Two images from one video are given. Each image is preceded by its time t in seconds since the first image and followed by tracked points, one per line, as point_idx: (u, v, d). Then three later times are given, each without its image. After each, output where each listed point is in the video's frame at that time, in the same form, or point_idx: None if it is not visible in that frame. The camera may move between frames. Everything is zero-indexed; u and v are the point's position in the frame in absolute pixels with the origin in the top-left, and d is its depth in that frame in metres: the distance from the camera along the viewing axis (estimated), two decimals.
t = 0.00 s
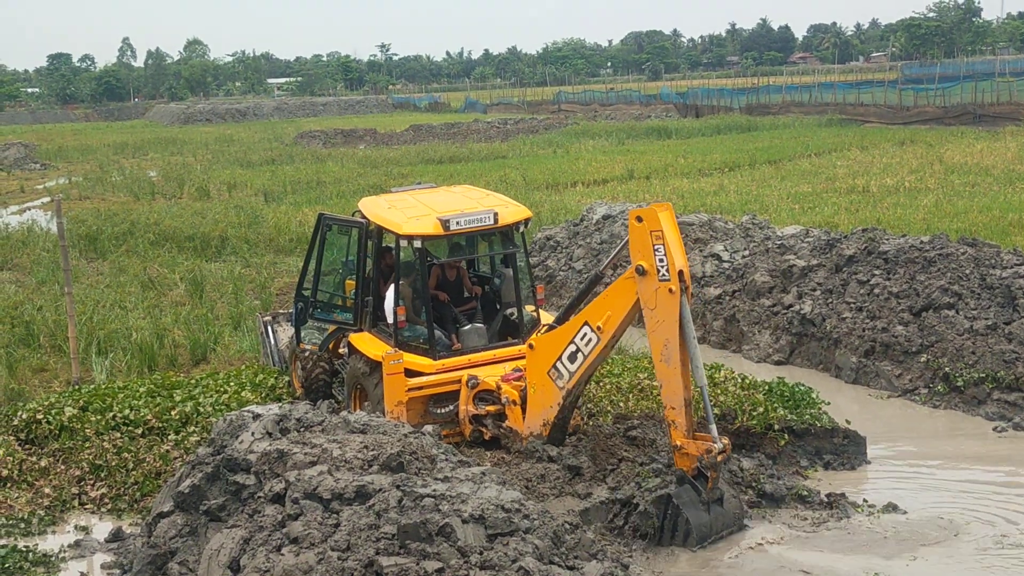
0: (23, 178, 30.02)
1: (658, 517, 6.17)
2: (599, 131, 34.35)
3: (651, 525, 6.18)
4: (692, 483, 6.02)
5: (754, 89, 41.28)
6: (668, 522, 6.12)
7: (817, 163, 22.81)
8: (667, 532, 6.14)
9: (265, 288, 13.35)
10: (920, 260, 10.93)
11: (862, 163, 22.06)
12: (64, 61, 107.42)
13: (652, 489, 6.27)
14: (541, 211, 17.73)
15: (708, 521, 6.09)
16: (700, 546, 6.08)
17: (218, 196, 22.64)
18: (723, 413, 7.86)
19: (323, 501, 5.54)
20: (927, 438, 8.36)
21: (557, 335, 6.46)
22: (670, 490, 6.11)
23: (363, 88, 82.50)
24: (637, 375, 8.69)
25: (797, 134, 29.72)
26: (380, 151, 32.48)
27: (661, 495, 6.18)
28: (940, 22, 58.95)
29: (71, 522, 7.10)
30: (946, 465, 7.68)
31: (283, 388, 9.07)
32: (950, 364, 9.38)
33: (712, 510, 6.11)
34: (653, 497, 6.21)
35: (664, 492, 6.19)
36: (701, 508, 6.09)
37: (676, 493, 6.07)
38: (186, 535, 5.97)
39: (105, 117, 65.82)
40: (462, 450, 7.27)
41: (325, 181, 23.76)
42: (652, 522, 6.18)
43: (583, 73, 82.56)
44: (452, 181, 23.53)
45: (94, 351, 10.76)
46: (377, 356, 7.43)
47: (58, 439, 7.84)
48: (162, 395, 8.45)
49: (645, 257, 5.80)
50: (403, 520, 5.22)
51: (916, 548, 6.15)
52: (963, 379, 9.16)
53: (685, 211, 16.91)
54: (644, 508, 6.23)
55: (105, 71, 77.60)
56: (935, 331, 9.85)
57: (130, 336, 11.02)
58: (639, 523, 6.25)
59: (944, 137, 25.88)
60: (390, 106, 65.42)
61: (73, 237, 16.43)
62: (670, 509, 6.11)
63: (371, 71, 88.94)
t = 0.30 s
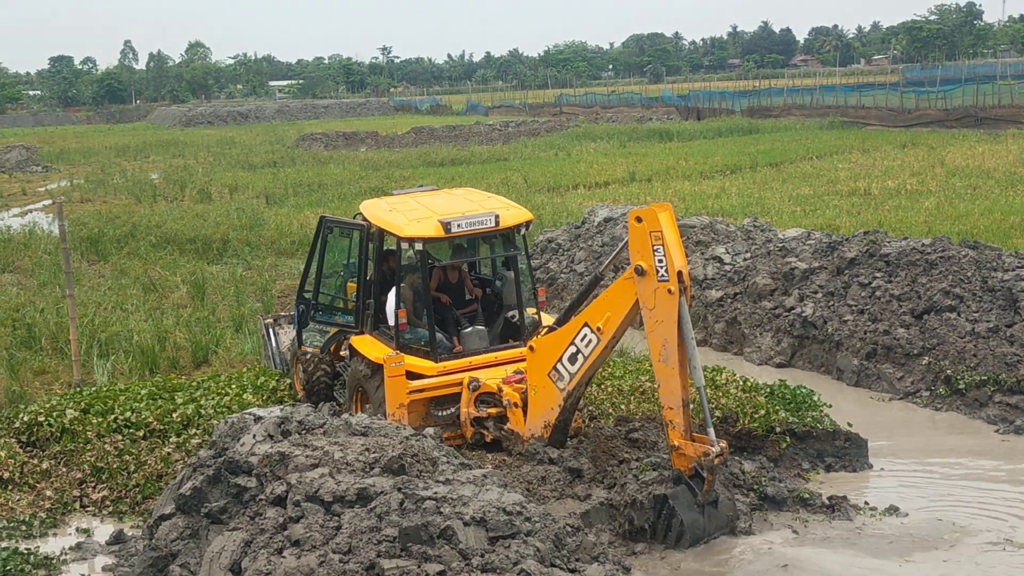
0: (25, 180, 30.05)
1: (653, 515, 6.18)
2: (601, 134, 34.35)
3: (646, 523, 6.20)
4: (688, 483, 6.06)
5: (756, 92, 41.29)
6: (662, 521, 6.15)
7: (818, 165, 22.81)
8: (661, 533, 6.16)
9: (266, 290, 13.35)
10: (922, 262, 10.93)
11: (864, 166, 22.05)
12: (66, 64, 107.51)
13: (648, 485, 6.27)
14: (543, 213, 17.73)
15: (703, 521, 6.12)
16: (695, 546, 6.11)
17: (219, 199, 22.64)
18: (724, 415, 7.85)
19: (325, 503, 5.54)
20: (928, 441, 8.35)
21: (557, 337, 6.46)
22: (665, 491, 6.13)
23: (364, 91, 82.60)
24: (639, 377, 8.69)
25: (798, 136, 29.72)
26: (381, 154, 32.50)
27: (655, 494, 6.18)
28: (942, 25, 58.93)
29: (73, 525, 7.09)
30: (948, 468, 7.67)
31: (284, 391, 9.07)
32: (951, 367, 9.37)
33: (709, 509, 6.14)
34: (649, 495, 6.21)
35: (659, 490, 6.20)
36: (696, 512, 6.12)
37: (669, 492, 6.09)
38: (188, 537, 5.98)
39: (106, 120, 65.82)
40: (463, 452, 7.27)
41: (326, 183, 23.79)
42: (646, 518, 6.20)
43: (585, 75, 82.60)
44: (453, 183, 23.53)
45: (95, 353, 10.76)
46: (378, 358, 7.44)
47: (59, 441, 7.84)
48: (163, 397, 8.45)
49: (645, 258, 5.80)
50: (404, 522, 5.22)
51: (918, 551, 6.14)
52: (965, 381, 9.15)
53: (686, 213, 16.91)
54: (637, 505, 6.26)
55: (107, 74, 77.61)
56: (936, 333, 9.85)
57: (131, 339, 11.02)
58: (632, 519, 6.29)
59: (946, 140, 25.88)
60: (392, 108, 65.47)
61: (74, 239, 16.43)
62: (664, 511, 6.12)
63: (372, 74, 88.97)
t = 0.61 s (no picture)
0: (27, 182, 30.10)
1: (648, 513, 6.16)
2: (602, 136, 34.37)
3: (639, 521, 6.19)
4: (688, 487, 6.06)
5: (757, 94, 41.29)
6: (655, 523, 6.15)
7: (820, 167, 22.83)
8: (654, 532, 6.19)
9: (268, 292, 13.36)
10: (923, 264, 10.92)
11: (866, 168, 22.04)
12: (67, 66, 107.67)
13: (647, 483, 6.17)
14: (544, 215, 17.75)
15: (696, 526, 6.17)
16: (690, 550, 6.16)
17: (221, 200, 22.67)
18: (725, 418, 7.81)
19: (326, 505, 5.53)
20: (930, 443, 8.33)
21: (559, 339, 6.45)
22: (666, 494, 6.11)
23: (366, 93, 82.77)
24: (640, 380, 8.68)
25: (799, 138, 29.72)
26: (383, 156, 32.54)
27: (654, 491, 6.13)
28: (943, 27, 58.98)
29: (74, 527, 7.09)
30: (950, 470, 7.67)
31: (286, 392, 9.07)
32: (953, 369, 9.36)
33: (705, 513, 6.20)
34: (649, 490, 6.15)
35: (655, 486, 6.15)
36: (696, 515, 6.14)
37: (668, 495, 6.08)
38: (189, 539, 5.99)
39: (108, 122, 65.92)
40: (465, 454, 7.26)
41: (327, 185, 23.82)
42: (640, 513, 6.17)
43: (586, 77, 82.65)
44: (455, 185, 23.55)
45: (97, 355, 10.77)
46: (380, 360, 7.44)
47: (61, 443, 7.84)
48: (165, 399, 8.46)
49: (648, 261, 5.79)
50: (406, 524, 5.22)
51: (921, 554, 6.12)
52: (966, 383, 9.14)
53: (688, 215, 16.92)
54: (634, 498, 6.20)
55: (109, 75, 77.73)
56: (938, 335, 9.85)
57: (132, 340, 11.03)
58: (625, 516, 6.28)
59: (947, 142, 25.90)
60: (394, 110, 65.53)
61: (76, 241, 16.46)
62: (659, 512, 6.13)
63: (374, 76, 89.07)
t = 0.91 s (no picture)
0: (29, 183, 30.12)
1: (641, 506, 6.15)
2: (604, 137, 34.36)
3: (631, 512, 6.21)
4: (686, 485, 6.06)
5: (758, 95, 41.28)
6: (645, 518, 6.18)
7: (821, 168, 22.82)
8: (641, 526, 6.21)
9: (269, 293, 13.37)
10: (925, 265, 10.91)
11: (867, 169, 22.02)
12: (69, 68, 107.81)
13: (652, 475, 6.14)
14: (545, 216, 17.75)
15: (686, 527, 6.23)
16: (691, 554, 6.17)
17: (222, 201, 22.68)
18: (726, 419, 7.79)
19: (327, 506, 5.53)
20: (932, 445, 8.32)
21: (560, 340, 6.45)
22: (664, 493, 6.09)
23: (367, 94, 82.85)
24: (641, 380, 8.68)
25: (801, 139, 29.71)
26: (384, 157, 32.55)
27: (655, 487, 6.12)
28: (944, 28, 58.96)
29: (76, 528, 7.09)
30: (952, 471, 7.67)
31: (287, 393, 9.07)
32: (954, 370, 9.36)
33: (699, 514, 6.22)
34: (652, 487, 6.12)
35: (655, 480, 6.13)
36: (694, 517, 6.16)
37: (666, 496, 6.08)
38: (190, 540, 5.99)
39: (110, 123, 65.98)
40: (466, 455, 7.26)
41: (329, 186, 23.83)
42: (634, 505, 6.17)
43: (587, 78, 82.62)
44: (456, 186, 23.55)
45: (99, 356, 10.78)
46: (382, 361, 7.44)
47: (62, 444, 7.85)
48: (166, 400, 8.46)
49: (649, 262, 5.78)
50: (407, 525, 5.21)
51: (923, 556, 6.10)
52: (967, 385, 9.14)
53: (689, 216, 16.92)
54: (630, 490, 6.19)
55: (110, 76, 77.83)
56: (939, 336, 9.85)
57: (134, 341, 11.03)
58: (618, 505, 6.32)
59: (949, 143, 25.89)
60: (395, 111, 65.55)
61: (77, 241, 16.47)
62: (653, 509, 6.13)
63: (375, 76, 89.07)
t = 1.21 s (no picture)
0: (30, 183, 30.13)
1: (633, 496, 6.12)
2: (605, 136, 34.36)
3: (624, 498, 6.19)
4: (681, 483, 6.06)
5: (759, 94, 41.26)
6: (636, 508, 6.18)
7: (822, 168, 22.80)
8: (629, 513, 6.21)
9: (271, 293, 13.38)
10: (926, 265, 10.91)
11: (868, 169, 22.02)
12: (69, 68, 107.82)
13: (655, 469, 6.06)
14: (546, 216, 17.75)
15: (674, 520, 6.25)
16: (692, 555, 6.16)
17: (223, 201, 22.67)
18: (728, 418, 7.77)
19: (329, 506, 5.53)
20: (934, 445, 8.31)
21: (562, 339, 6.44)
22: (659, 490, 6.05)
23: (368, 94, 82.89)
24: (643, 380, 8.67)
25: (802, 139, 29.69)
26: (385, 156, 32.55)
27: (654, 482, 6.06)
28: (946, 28, 58.96)
29: (77, 527, 7.09)
30: (953, 471, 7.66)
31: (289, 393, 9.07)
32: (956, 369, 9.35)
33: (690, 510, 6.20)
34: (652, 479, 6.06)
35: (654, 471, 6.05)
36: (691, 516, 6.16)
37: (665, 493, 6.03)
38: (192, 540, 5.99)
39: (111, 123, 65.98)
40: (467, 454, 7.26)
41: (330, 186, 23.82)
42: (626, 493, 6.14)
43: (588, 77, 82.59)
44: (457, 186, 23.54)
45: (100, 355, 10.78)
46: (383, 360, 7.43)
47: (64, 444, 7.85)
48: (167, 400, 8.46)
49: (649, 260, 5.79)
50: (409, 525, 5.21)
51: (925, 556, 6.09)
52: (969, 384, 9.13)
53: (690, 216, 16.91)
54: (625, 480, 6.13)
55: (111, 75, 77.87)
56: (940, 336, 9.84)
57: (135, 341, 11.03)
58: (612, 490, 6.30)
59: (950, 142, 25.87)
60: (397, 111, 65.54)
61: (79, 241, 16.48)
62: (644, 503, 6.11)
63: (376, 76, 89.07)
